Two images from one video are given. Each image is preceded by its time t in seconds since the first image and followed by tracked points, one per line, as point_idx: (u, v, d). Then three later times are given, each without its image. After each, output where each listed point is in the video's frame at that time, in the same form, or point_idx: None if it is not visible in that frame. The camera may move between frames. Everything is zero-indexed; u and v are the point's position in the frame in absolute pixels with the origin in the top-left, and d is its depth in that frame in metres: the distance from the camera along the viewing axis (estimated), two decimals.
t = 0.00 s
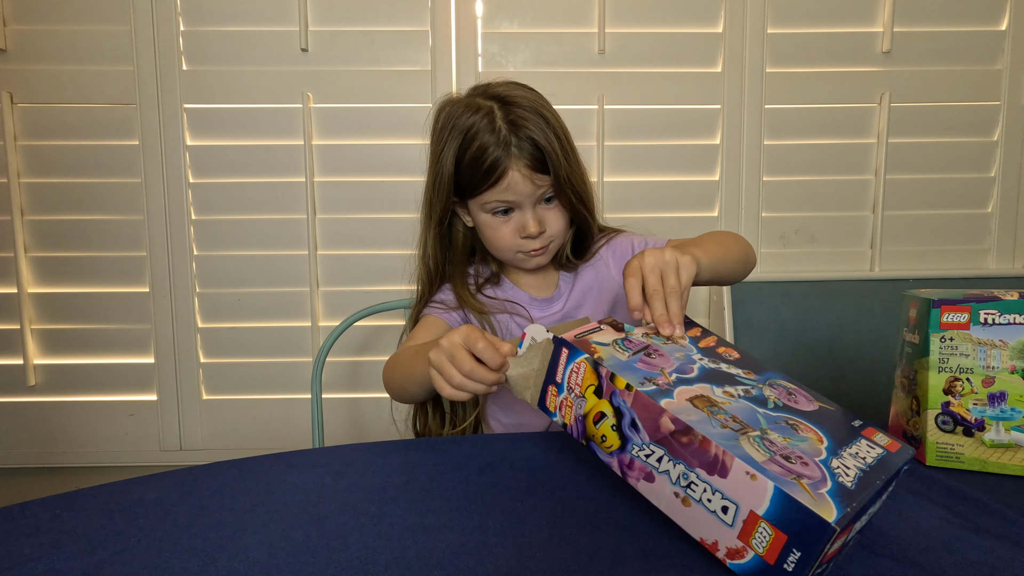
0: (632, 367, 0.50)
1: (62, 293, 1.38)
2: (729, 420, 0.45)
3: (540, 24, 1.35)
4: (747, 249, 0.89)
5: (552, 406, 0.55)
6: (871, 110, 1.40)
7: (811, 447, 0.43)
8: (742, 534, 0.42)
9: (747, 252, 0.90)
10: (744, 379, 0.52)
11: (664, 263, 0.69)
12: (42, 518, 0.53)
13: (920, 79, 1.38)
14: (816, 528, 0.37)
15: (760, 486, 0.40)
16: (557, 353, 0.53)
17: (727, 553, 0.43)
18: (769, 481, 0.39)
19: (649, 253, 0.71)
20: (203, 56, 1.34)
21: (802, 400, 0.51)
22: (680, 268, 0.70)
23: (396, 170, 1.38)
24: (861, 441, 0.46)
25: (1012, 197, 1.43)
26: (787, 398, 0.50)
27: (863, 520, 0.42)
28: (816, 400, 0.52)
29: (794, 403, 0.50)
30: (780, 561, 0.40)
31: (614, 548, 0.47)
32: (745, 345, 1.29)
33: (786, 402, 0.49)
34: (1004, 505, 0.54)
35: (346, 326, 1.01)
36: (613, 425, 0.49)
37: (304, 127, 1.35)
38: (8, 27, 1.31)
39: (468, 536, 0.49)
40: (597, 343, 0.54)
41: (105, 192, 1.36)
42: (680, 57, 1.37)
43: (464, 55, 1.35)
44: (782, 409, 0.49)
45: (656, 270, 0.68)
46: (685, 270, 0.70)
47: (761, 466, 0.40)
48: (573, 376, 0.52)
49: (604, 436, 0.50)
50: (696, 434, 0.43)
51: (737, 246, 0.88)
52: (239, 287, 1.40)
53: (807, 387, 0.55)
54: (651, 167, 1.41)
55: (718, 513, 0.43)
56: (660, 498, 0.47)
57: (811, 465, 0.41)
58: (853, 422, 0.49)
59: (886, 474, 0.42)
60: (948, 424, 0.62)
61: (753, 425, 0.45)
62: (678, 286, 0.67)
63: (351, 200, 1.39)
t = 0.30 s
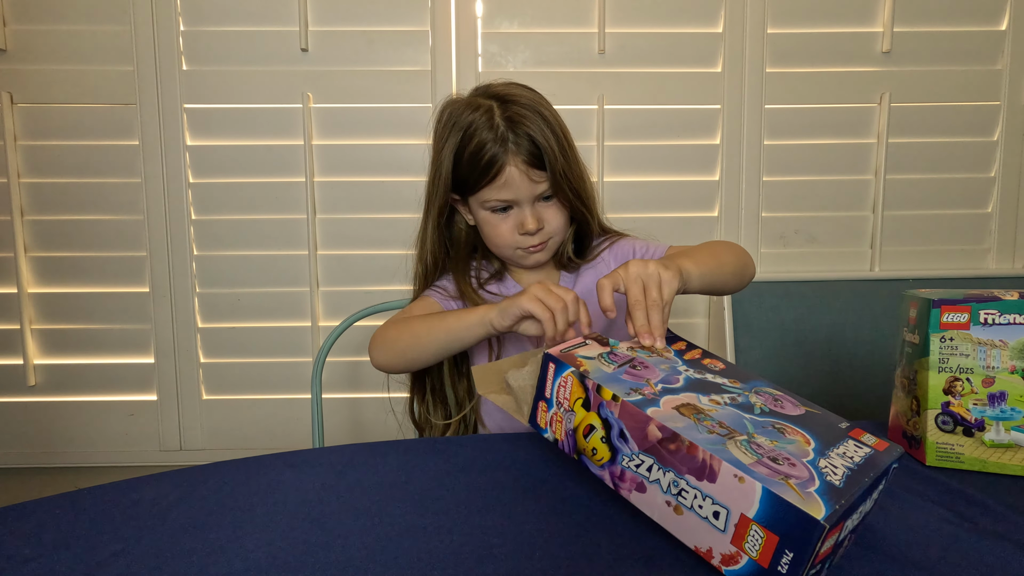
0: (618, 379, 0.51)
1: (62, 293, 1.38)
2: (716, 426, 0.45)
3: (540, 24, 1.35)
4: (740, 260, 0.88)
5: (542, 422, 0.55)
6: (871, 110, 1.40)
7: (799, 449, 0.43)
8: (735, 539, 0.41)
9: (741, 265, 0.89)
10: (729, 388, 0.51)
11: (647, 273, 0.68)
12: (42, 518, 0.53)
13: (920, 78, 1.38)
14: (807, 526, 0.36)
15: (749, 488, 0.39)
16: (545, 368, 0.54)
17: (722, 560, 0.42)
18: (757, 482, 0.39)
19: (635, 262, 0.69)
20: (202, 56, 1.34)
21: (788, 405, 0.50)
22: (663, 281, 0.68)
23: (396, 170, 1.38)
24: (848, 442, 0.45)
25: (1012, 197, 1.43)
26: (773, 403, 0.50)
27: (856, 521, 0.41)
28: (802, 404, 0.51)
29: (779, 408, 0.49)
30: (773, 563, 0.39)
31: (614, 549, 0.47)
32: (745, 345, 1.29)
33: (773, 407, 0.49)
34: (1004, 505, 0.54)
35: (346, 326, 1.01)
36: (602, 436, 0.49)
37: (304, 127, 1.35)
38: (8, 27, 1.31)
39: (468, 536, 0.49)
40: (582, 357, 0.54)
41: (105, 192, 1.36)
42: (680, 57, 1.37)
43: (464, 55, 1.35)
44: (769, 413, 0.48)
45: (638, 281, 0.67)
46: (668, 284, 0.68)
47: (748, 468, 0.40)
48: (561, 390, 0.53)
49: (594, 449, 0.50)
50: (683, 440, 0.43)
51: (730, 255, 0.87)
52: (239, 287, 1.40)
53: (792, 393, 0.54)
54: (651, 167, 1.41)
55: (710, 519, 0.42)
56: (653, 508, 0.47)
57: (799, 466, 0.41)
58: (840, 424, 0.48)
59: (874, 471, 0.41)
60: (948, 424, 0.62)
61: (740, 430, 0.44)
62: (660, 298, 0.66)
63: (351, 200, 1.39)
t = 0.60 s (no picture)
0: (617, 396, 0.50)
1: (62, 293, 1.38)
2: (719, 433, 0.44)
3: (540, 24, 1.35)
4: (735, 271, 0.88)
5: (545, 447, 0.54)
6: (871, 110, 1.40)
7: (802, 449, 0.43)
8: (751, 545, 0.41)
9: (738, 277, 0.88)
10: (727, 396, 0.51)
11: (635, 289, 0.67)
12: (42, 518, 0.53)
13: (920, 79, 1.38)
14: (821, 525, 0.36)
15: (759, 491, 0.39)
16: (543, 393, 0.53)
17: (740, 568, 0.42)
18: (766, 484, 0.39)
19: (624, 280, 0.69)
20: (202, 56, 1.34)
21: (785, 408, 0.51)
22: (654, 296, 0.67)
23: (396, 170, 1.38)
24: (848, 439, 0.46)
25: (1011, 197, 1.43)
26: (771, 407, 0.50)
27: (864, 518, 0.42)
28: (799, 405, 0.52)
29: (776, 412, 0.50)
30: (791, 566, 0.39)
31: (614, 548, 0.47)
32: (745, 345, 1.30)
33: (771, 411, 0.49)
34: (1005, 505, 0.54)
35: (346, 326, 1.01)
36: (607, 454, 0.49)
37: (304, 127, 1.35)
38: (8, 27, 1.31)
39: (469, 535, 0.49)
40: (580, 377, 0.54)
41: (105, 192, 1.36)
42: (680, 58, 1.38)
43: (464, 55, 1.35)
44: (768, 417, 0.48)
45: (627, 296, 0.66)
46: (658, 299, 0.68)
47: (755, 470, 0.40)
48: (561, 412, 0.52)
49: (601, 467, 0.50)
50: (688, 450, 0.42)
51: (726, 269, 0.86)
52: (239, 287, 1.40)
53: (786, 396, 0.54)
54: (651, 167, 1.41)
55: (723, 527, 0.42)
56: (665, 522, 0.46)
57: (804, 465, 0.41)
58: (837, 422, 0.48)
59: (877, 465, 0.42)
60: (948, 424, 0.62)
61: (743, 435, 0.44)
62: (650, 312, 0.65)
63: (351, 201, 1.39)
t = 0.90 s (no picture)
0: (609, 434, 0.49)
1: (62, 293, 1.38)
2: (706, 463, 0.42)
3: (540, 24, 1.35)
4: (743, 318, 0.85)
5: (551, 491, 0.53)
6: (871, 110, 1.40)
7: (798, 476, 0.40)
8: None
9: (739, 319, 0.85)
10: (734, 428, 0.49)
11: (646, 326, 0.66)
12: (42, 519, 0.53)
13: (920, 78, 1.38)
14: (790, 551, 0.33)
15: (730, 519, 0.36)
16: (542, 435, 0.53)
17: None
18: (737, 511, 0.36)
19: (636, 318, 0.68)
20: (203, 56, 1.34)
21: (800, 437, 0.48)
22: (664, 335, 0.66)
23: (397, 170, 1.39)
24: (862, 463, 0.42)
25: (1012, 197, 1.43)
26: (782, 437, 0.47)
27: (878, 552, 0.37)
28: (818, 434, 0.49)
29: (789, 441, 0.47)
30: None
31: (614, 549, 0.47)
32: (745, 345, 1.30)
33: (780, 441, 0.46)
34: (1005, 506, 0.54)
35: (346, 326, 1.01)
36: (599, 493, 0.47)
37: (304, 127, 1.35)
38: (8, 27, 1.31)
39: (468, 536, 0.49)
40: (576, 419, 0.53)
41: (105, 192, 1.36)
42: (679, 58, 1.37)
43: (464, 56, 1.35)
44: (774, 446, 0.45)
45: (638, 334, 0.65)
46: (668, 338, 0.67)
47: (729, 498, 0.37)
48: (557, 453, 0.52)
49: (596, 508, 0.48)
50: (664, 480, 0.40)
51: (734, 315, 0.84)
52: (239, 287, 1.40)
53: (808, 425, 0.51)
54: (651, 167, 1.40)
55: (705, 563, 0.38)
56: (658, 564, 0.43)
57: (791, 491, 0.38)
58: (859, 447, 0.45)
59: (884, 489, 0.38)
60: (948, 424, 0.62)
61: (733, 464, 0.42)
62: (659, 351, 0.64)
63: (351, 200, 1.39)
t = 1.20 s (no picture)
0: (599, 436, 0.48)
1: (62, 293, 1.38)
2: (691, 469, 0.42)
3: (540, 24, 1.35)
4: (743, 322, 0.85)
5: (545, 490, 0.53)
6: (871, 110, 1.40)
7: (785, 488, 0.39)
8: None
9: (741, 324, 0.85)
10: (735, 437, 0.49)
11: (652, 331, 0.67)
12: (43, 518, 0.53)
13: (919, 78, 1.38)
14: (754, 561, 0.32)
15: (701, 526, 0.35)
16: (537, 433, 0.53)
17: None
18: (707, 518, 0.35)
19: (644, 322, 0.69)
20: (203, 57, 1.34)
21: (803, 449, 0.47)
22: (670, 340, 0.66)
23: (397, 170, 1.39)
24: (860, 480, 0.40)
25: (1012, 197, 1.43)
26: (783, 448, 0.47)
27: (862, 571, 0.35)
28: (823, 447, 0.48)
29: (789, 453, 0.46)
30: None
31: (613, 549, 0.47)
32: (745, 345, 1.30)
33: (779, 451, 0.46)
34: (1004, 505, 0.54)
35: (346, 326, 1.01)
36: (585, 494, 0.47)
37: (304, 127, 1.35)
38: (8, 27, 1.31)
39: (468, 535, 0.49)
40: (571, 419, 0.53)
41: (105, 192, 1.36)
42: (679, 58, 1.37)
43: (464, 56, 1.35)
44: (771, 457, 0.45)
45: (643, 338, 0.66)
46: (675, 341, 0.66)
47: (703, 505, 0.36)
48: (550, 453, 0.52)
49: (583, 509, 0.48)
50: (642, 483, 0.40)
51: (737, 324, 0.83)
52: (239, 287, 1.40)
53: (815, 438, 0.50)
54: (651, 167, 1.40)
55: (677, 570, 0.38)
56: (636, 569, 0.43)
57: (772, 502, 0.37)
58: (864, 463, 0.44)
59: (873, 507, 0.36)
60: (948, 424, 0.62)
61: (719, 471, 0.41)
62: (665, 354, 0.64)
63: (351, 200, 1.39)
